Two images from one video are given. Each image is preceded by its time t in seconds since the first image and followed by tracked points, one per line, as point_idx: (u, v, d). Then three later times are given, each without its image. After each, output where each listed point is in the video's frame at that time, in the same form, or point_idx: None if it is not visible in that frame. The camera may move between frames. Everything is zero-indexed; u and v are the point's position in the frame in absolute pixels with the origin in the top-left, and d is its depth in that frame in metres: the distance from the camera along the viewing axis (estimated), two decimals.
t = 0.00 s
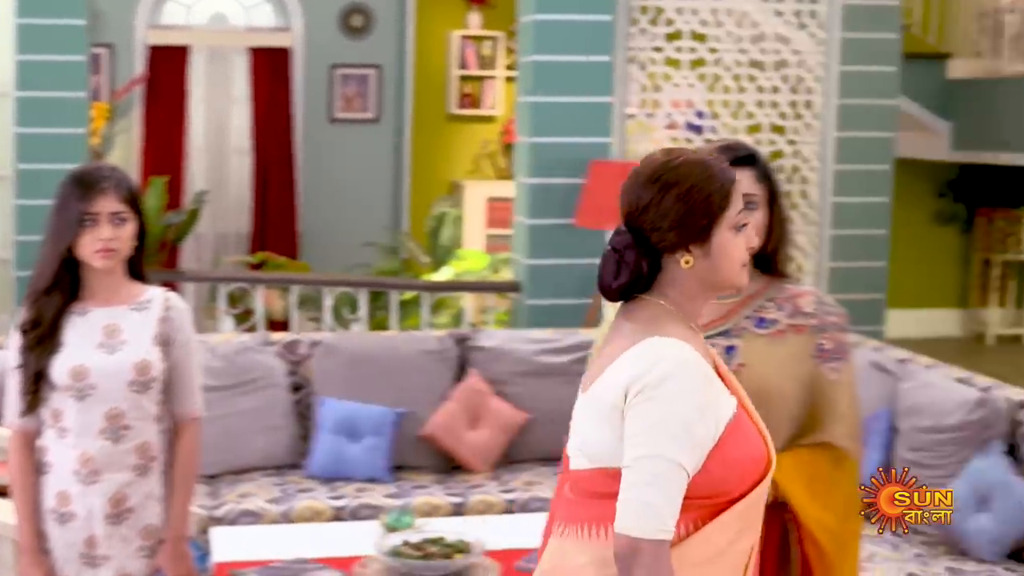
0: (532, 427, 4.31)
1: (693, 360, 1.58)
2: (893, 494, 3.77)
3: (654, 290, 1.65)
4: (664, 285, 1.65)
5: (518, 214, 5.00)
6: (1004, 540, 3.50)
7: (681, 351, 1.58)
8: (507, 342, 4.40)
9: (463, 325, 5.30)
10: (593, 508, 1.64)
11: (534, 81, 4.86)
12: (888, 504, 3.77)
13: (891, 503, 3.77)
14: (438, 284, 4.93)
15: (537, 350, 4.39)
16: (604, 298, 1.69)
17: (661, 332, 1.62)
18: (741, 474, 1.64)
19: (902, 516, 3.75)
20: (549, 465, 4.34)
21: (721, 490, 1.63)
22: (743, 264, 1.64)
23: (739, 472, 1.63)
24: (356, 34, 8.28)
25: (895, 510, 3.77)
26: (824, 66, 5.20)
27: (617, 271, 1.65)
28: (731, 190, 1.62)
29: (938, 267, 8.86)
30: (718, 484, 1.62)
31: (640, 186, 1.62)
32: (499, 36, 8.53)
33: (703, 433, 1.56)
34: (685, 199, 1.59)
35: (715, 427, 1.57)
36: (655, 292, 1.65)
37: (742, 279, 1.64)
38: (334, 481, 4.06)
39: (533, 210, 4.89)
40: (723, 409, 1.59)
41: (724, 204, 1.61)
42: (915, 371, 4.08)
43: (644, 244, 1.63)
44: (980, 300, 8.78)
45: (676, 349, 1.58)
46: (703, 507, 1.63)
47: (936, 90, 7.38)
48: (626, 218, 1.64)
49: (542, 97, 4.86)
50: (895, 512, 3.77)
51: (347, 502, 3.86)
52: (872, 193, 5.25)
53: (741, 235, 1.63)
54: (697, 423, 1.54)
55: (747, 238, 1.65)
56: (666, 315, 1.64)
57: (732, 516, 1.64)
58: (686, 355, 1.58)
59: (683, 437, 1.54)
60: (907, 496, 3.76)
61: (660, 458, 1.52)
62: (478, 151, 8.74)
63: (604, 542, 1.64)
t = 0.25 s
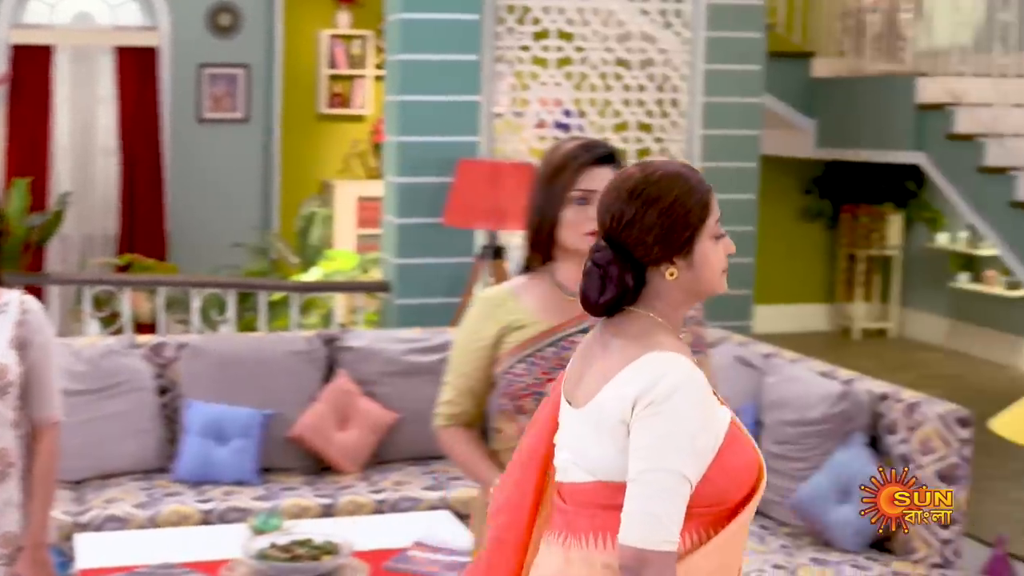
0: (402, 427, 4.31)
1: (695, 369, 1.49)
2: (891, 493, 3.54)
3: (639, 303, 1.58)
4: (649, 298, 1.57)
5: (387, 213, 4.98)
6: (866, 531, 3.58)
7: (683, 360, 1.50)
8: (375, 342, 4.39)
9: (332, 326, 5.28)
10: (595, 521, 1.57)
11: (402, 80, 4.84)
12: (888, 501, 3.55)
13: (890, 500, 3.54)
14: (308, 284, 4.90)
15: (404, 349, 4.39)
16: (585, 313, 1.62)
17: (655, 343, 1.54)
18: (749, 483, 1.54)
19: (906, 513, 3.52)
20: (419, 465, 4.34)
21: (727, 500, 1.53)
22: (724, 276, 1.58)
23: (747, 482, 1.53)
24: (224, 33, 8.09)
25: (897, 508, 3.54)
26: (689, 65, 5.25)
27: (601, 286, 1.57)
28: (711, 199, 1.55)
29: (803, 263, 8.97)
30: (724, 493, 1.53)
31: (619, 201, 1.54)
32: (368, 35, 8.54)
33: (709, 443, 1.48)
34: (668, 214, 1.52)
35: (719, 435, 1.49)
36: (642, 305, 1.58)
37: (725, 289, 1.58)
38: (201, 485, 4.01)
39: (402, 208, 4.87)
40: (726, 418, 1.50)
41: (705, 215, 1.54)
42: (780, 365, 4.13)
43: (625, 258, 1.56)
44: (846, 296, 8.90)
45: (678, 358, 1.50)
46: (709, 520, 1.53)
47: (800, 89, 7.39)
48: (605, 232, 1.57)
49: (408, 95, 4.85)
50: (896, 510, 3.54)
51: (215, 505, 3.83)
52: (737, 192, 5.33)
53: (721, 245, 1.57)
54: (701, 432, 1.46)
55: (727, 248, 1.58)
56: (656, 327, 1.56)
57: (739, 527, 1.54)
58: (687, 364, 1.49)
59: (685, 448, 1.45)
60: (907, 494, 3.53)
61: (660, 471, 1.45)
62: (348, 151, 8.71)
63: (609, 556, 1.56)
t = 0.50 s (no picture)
0: (264, 429, 4.28)
1: (671, 347, 1.63)
2: (893, 493, 2.63)
3: (609, 283, 1.70)
4: (618, 279, 1.70)
5: (248, 214, 4.93)
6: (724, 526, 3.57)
7: (659, 342, 1.63)
8: (237, 344, 4.34)
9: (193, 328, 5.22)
10: (585, 503, 1.69)
11: (262, 80, 4.80)
12: (886, 504, 2.63)
13: (890, 503, 2.64)
14: (167, 287, 4.83)
15: (267, 351, 4.35)
16: (554, 293, 1.74)
17: (630, 325, 1.67)
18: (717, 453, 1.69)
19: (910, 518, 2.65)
20: (282, 467, 4.32)
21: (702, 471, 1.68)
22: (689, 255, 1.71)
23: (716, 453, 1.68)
24: (84, 33, 7.96)
25: (897, 511, 2.63)
26: (550, 63, 5.31)
27: (571, 269, 1.69)
28: (679, 182, 1.68)
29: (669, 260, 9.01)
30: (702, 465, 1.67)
31: (591, 184, 1.66)
32: (231, 35, 8.48)
33: (690, 419, 1.62)
34: (638, 198, 1.64)
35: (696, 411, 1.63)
36: (611, 285, 1.71)
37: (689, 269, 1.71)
38: (60, 492, 3.95)
39: (263, 210, 4.83)
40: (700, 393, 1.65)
41: (672, 198, 1.66)
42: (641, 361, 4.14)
43: (597, 240, 1.68)
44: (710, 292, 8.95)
45: (653, 339, 1.63)
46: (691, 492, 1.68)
47: (663, 89, 7.55)
48: (577, 214, 1.68)
49: (269, 96, 4.81)
50: (899, 515, 2.63)
51: (73, 512, 3.76)
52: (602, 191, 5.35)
53: (687, 226, 1.70)
54: (685, 409, 1.60)
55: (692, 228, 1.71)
56: (628, 308, 1.70)
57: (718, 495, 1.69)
58: (664, 345, 1.63)
59: (676, 426, 1.59)
60: (913, 494, 2.64)
61: (659, 451, 1.58)
62: (211, 152, 8.63)
63: (602, 534, 1.68)
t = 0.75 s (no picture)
0: (115, 435, 4.22)
1: (604, 343, 1.68)
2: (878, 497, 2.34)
3: (539, 281, 1.75)
4: (548, 278, 1.75)
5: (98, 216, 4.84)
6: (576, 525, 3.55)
7: (595, 338, 1.68)
8: (87, 348, 4.27)
9: (42, 333, 5.13)
10: (526, 499, 1.73)
11: (112, 80, 4.68)
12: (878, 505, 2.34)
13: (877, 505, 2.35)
14: (15, 292, 4.73)
15: (117, 355, 4.28)
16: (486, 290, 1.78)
17: (563, 324, 1.72)
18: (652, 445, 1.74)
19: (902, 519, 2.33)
20: (132, 473, 4.27)
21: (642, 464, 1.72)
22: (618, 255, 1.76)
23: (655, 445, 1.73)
24: None
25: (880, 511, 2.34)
26: (405, 63, 5.33)
27: (503, 267, 1.73)
28: (612, 186, 1.73)
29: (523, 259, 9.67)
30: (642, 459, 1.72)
31: (526, 184, 1.71)
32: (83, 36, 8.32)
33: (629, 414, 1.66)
34: (571, 201, 1.69)
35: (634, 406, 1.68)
36: (541, 284, 1.75)
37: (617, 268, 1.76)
38: None
39: (113, 212, 4.73)
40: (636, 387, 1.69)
41: (604, 201, 1.71)
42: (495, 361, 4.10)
43: (531, 239, 1.73)
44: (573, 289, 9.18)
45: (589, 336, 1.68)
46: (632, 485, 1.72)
47: (520, 89, 7.62)
48: (511, 213, 1.73)
49: (119, 97, 4.69)
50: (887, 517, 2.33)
51: None
52: (461, 189, 5.46)
53: (618, 227, 1.75)
54: (627, 404, 1.64)
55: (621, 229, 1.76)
56: (558, 306, 1.74)
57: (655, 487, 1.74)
58: (601, 342, 1.67)
59: (621, 421, 1.63)
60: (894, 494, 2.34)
61: (607, 447, 1.62)
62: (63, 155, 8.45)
63: (544, 530, 1.73)
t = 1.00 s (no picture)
0: None
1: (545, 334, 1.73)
2: (893, 492, 2.19)
3: (488, 279, 1.79)
4: (496, 276, 1.79)
5: None
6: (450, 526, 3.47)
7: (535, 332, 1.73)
8: None
9: None
10: (478, 489, 1.79)
11: None
12: (887, 502, 2.19)
13: (891, 502, 2.19)
14: None
15: None
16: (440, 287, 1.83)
17: (513, 318, 1.77)
18: (602, 435, 1.80)
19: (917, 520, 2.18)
20: None
21: (590, 454, 1.78)
22: (567, 250, 1.80)
23: (601, 436, 1.79)
24: None
25: (897, 511, 2.18)
26: (276, 62, 5.31)
27: (455, 266, 1.79)
28: (554, 183, 1.76)
29: (411, 259, 9.77)
30: (586, 452, 1.78)
31: (471, 186, 1.75)
32: None
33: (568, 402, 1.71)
34: (516, 201, 1.73)
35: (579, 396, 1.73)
36: (493, 281, 1.80)
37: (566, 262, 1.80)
38: None
39: None
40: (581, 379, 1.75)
41: (545, 199, 1.75)
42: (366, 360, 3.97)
43: (477, 240, 1.77)
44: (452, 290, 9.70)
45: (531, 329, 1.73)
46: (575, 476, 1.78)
47: (397, 89, 7.59)
48: (458, 214, 1.77)
49: None
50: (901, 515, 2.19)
51: None
52: (335, 188, 5.51)
53: (563, 223, 1.79)
54: (564, 390, 1.69)
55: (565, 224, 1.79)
56: (508, 302, 1.78)
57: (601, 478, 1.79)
58: (541, 335, 1.72)
59: (559, 411, 1.69)
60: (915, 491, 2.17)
61: (541, 436, 1.67)
62: None
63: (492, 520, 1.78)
